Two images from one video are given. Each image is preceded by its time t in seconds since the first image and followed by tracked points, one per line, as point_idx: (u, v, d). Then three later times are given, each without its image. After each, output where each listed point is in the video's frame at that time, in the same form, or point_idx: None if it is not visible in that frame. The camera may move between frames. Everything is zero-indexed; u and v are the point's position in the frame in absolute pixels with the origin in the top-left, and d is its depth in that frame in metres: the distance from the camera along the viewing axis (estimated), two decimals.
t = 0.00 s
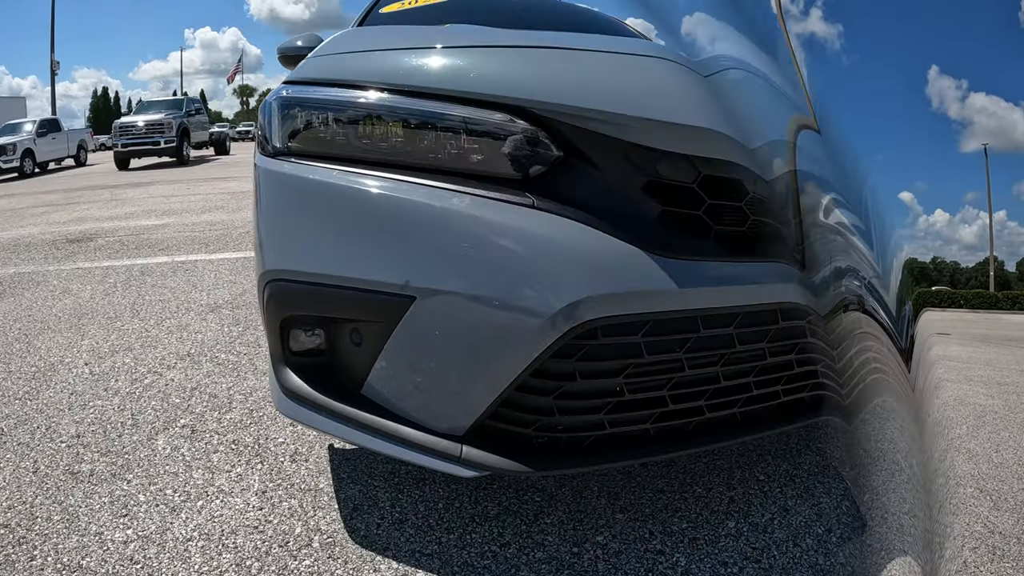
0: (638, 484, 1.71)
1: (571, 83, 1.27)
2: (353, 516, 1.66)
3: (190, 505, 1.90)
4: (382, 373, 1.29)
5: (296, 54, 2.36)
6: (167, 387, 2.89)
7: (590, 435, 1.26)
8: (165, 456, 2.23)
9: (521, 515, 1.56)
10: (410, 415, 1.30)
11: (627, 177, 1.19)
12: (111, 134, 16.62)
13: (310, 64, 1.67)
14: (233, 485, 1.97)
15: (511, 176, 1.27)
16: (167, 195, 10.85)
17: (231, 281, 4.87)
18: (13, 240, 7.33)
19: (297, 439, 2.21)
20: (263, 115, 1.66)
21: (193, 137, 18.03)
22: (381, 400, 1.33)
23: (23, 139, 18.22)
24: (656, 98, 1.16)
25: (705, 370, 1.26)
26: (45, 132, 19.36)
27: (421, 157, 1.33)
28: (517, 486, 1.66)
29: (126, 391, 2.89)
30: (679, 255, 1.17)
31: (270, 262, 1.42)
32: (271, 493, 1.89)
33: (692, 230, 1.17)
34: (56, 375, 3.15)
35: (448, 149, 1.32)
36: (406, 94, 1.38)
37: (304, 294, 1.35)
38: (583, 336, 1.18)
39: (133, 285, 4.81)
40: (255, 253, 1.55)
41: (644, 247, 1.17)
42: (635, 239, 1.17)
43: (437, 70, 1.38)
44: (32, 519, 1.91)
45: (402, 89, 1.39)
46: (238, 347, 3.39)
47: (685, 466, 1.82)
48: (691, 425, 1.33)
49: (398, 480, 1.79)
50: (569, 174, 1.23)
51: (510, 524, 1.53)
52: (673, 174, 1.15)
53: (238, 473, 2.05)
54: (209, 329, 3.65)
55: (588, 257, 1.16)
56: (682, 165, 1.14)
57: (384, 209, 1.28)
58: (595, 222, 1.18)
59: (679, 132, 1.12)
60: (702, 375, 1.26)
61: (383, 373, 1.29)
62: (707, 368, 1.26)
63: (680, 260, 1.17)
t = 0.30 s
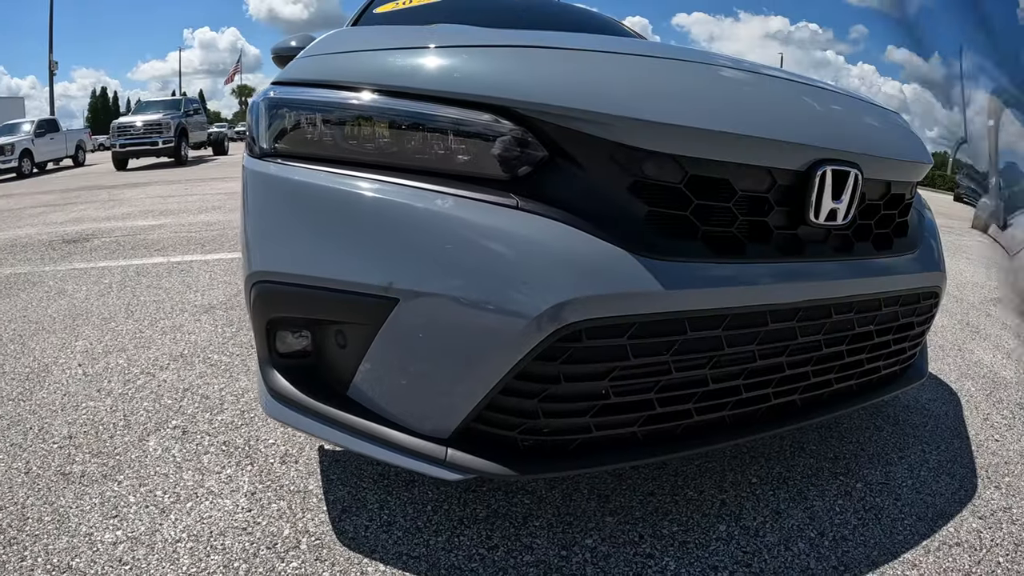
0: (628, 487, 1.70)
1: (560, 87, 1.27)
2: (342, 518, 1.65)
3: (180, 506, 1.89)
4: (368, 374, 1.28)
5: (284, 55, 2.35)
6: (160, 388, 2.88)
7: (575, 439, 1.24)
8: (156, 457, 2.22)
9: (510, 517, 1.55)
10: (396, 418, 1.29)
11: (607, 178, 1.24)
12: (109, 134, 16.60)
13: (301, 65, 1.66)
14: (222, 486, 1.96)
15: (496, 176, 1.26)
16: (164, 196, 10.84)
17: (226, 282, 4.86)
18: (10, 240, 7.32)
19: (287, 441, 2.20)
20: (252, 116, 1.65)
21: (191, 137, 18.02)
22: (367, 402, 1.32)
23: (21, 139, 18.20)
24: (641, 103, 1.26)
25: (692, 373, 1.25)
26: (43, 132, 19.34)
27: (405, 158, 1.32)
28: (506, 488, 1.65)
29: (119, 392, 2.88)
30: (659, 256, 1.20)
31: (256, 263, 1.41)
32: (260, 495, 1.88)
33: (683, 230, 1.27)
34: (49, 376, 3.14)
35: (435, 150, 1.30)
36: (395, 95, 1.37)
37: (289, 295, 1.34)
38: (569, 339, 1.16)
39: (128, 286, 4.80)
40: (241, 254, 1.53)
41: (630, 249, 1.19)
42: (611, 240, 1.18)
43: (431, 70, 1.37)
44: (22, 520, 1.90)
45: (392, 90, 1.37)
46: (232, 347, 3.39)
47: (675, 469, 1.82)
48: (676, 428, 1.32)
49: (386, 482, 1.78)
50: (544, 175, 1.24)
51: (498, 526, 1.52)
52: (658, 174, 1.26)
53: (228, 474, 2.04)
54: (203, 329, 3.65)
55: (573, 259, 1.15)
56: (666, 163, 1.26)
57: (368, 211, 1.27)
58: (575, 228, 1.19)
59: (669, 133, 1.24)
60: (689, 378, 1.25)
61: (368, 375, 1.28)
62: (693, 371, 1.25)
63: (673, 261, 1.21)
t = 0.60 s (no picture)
0: (617, 491, 1.68)
1: (547, 88, 1.26)
2: (328, 521, 1.64)
3: (168, 508, 1.88)
4: (350, 379, 1.27)
5: (275, 56, 2.34)
6: (152, 390, 2.87)
7: (560, 444, 1.23)
8: (145, 459, 2.21)
9: (497, 522, 1.54)
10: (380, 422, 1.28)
11: (589, 180, 1.23)
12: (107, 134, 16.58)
13: (288, 66, 1.65)
14: (211, 489, 1.95)
15: (480, 178, 1.25)
16: (162, 196, 10.84)
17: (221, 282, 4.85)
18: (6, 241, 7.30)
19: (277, 443, 2.19)
20: (239, 117, 1.64)
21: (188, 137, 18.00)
22: (350, 406, 1.30)
23: (19, 140, 18.17)
24: (624, 103, 1.25)
25: (678, 378, 1.24)
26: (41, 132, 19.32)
27: (390, 160, 1.31)
28: (494, 492, 1.64)
29: (111, 394, 2.86)
30: (641, 258, 1.19)
31: (239, 265, 1.40)
32: (248, 498, 1.87)
33: (668, 232, 1.26)
34: (41, 377, 3.12)
35: (420, 152, 1.29)
36: (380, 96, 1.35)
37: (272, 298, 1.33)
38: (550, 343, 1.15)
39: (122, 287, 4.78)
40: (226, 256, 1.52)
41: (613, 252, 1.18)
42: (594, 243, 1.17)
43: (425, 70, 1.35)
44: (10, 522, 1.88)
45: (377, 92, 1.36)
46: (225, 348, 3.38)
47: (666, 473, 1.81)
48: (663, 434, 1.31)
49: (374, 486, 1.76)
50: (526, 177, 1.23)
51: (485, 530, 1.51)
52: (642, 175, 1.24)
53: (216, 477, 2.03)
54: (197, 331, 3.63)
55: (556, 264, 1.14)
56: (650, 164, 1.25)
57: (351, 213, 1.26)
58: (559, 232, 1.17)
59: (652, 133, 1.23)
60: (675, 382, 1.24)
61: (350, 379, 1.27)
62: (680, 376, 1.24)
63: (657, 263, 1.20)
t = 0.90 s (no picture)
0: (606, 494, 1.67)
1: (531, 88, 1.24)
2: (314, 524, 1.62)
3: (156, 510, 1.86)
4: (332, 381, 1.25)
5: (264, 55, 2.32)
6: (143, 391, 2.85)
7: (542, 449, 1.21)
8: (133, 461, 2.19)
9: (484, 526, 1.52)
10: (362, 427, 1.26)
11: (572, 180, 1.21)
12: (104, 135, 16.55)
13: (274, 66, 1.63)
14: (198, 491, 1.93)
15: (464, 179, 1.23)
16: (158, 197, 10.81)
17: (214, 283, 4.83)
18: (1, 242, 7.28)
19: (265, 445, 2.18)
20: (224, 118, 1.62)
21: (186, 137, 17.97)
22: (332, 410, 1.29)
23: (16, 140, 18.13)
24: (609, 103, 1.23)
25: (663, 382, 1.23)
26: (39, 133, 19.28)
27: (373, 161, 1.29)
28: (481, 495, 1.62)
29: (102, 395, 2.84)
30: (623, 259, 1.17)
31: (222, 267, 1.38)
32: (234, 500, 1.85)
33: (652, 233, 1.24)
34: (32, 378, 3.10)
35: (404, 153, 1.27)
36: (364, 96, 1.34)
37: (253, 300, 1.31)
38: (531, 347, 1.13)
39: (116, 288, 4.76)
40: (210, 257, 1.50)
41: (596, 255, 1.16)
42: (576, 245, 1.16)
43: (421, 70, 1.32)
44: None
45: (361, 92, 1.34)
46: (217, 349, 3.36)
47: (656, 477, 1.79)
48: (649, 438, 1.29)
49: (361, 488, 1.75)
50: (508, 178, 1.22)
51: (471, 534, 1.49)
52: (624, 175, 1.23)
53: (204, 479, 2.01)
54: (189, 332, 3.61)
55: (538, 267, 1.12)
56: (633, 164, 1.23)
57: (332, 214, 1.24)
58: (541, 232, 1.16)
59: (635, 132, 1.21)
60: (660, 386, 1.23)
61: (332, 382, 1.25)
62: (665, 379, 1.23)
63: (641, 265, 1.18)
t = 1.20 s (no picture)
0: (596, 498, 1.65)
1: (517, 87, 1.22)
2: (300, 528, 1.60)
3: (144, 512, 1.85)
4: (314, 384, 1.24)
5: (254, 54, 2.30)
6: (133, 393, 2.83)
7: (526, 454, 1.20)
8: (121, 463, 2.17)
9: (471, 530, 1.51)
10: (345, 431, 1.24)
11: (555, 180, 1.20)
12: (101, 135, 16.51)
13: (260, 66, 1.61)
14: (185, 494, 1.92)
15: (448, 180, 1.22)
16: (154, 197, 10.79)
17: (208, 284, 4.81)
18: None
19: (253, 448, 2.16)
20: (210, 119, 1.60)
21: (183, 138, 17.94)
22: (316, 413, 1.27)
23: (13, 140, 18.07)
24: (595, 102, 1.21)
25: (649, 386, 1.21)
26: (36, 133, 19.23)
27: (356, 162, 1.27)
28: (469, 498, 1.61)
29: (92, 397, 2.82)
30: (606, 260, 1.16)
31: (205, 268, 1.37)
32: (221, 503, 1.83)
33: (636, 233, 1.23)
34: (23, 380, 3.08)
35: (388, 154, 1.25)
36: (348, 97, 1.32)
37: (236, 302, 1.30)
38: (511, 350, 1.11)
39: (110, 289, 4.74)
40: (194, 259, 1.49)
41: (580, 257, 1.15)
42: (558, 247, 1.15)
43: (418, 70, 1.30)
44: None
45: (345, 92, 1.32)
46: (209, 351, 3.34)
47: (647, 481, 1.78)
48: (636, 442, 1.28)
49: (349, 492, 1.73)
50: (489, 178, 1.20)
51: (458, 538, 1.48)
52: (607, 173, 1.21)
53: (191, 481, 1.99)
54: (182, 333, 3.59)
55: (521, 270, 1.11)
56: (617, 164, 1.22)
57: (314, 215, 1.23)
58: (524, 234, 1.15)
59: (621, 132, 1.20)
60: (645, 390, 1.21)
61: (315, 385, 1.24)
62: (650, 383, 1.21)
63: (625, 266, 1.16)
